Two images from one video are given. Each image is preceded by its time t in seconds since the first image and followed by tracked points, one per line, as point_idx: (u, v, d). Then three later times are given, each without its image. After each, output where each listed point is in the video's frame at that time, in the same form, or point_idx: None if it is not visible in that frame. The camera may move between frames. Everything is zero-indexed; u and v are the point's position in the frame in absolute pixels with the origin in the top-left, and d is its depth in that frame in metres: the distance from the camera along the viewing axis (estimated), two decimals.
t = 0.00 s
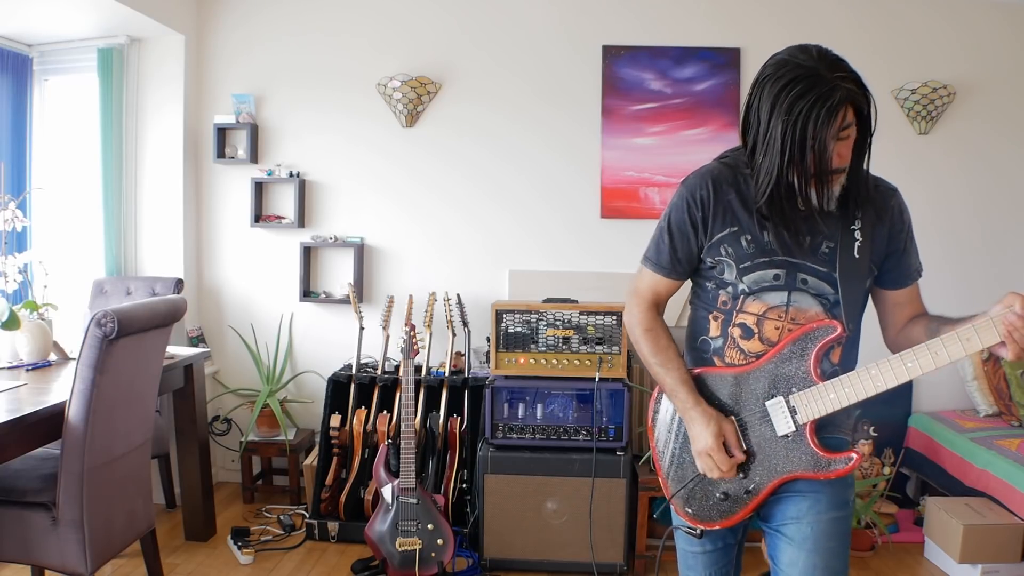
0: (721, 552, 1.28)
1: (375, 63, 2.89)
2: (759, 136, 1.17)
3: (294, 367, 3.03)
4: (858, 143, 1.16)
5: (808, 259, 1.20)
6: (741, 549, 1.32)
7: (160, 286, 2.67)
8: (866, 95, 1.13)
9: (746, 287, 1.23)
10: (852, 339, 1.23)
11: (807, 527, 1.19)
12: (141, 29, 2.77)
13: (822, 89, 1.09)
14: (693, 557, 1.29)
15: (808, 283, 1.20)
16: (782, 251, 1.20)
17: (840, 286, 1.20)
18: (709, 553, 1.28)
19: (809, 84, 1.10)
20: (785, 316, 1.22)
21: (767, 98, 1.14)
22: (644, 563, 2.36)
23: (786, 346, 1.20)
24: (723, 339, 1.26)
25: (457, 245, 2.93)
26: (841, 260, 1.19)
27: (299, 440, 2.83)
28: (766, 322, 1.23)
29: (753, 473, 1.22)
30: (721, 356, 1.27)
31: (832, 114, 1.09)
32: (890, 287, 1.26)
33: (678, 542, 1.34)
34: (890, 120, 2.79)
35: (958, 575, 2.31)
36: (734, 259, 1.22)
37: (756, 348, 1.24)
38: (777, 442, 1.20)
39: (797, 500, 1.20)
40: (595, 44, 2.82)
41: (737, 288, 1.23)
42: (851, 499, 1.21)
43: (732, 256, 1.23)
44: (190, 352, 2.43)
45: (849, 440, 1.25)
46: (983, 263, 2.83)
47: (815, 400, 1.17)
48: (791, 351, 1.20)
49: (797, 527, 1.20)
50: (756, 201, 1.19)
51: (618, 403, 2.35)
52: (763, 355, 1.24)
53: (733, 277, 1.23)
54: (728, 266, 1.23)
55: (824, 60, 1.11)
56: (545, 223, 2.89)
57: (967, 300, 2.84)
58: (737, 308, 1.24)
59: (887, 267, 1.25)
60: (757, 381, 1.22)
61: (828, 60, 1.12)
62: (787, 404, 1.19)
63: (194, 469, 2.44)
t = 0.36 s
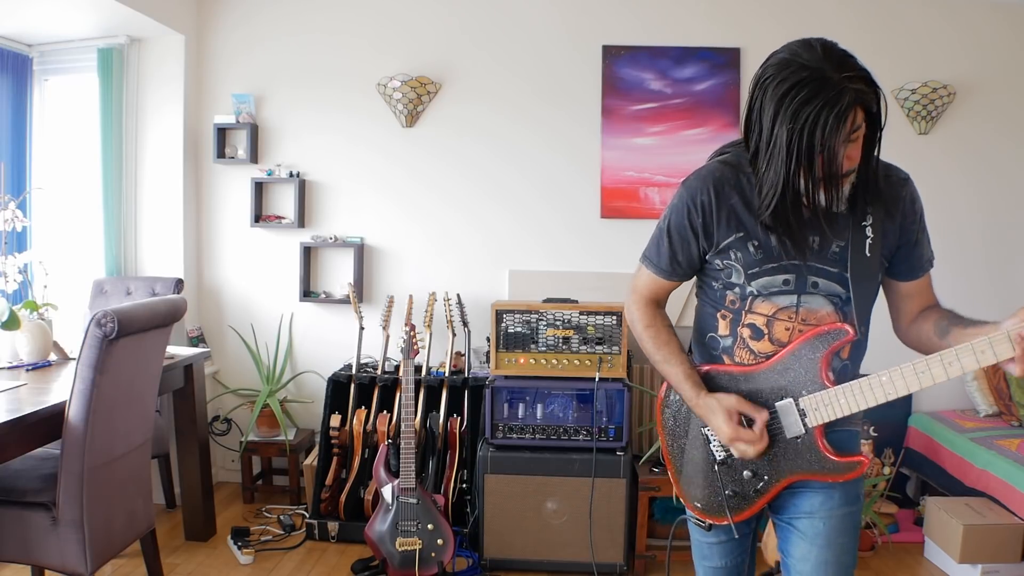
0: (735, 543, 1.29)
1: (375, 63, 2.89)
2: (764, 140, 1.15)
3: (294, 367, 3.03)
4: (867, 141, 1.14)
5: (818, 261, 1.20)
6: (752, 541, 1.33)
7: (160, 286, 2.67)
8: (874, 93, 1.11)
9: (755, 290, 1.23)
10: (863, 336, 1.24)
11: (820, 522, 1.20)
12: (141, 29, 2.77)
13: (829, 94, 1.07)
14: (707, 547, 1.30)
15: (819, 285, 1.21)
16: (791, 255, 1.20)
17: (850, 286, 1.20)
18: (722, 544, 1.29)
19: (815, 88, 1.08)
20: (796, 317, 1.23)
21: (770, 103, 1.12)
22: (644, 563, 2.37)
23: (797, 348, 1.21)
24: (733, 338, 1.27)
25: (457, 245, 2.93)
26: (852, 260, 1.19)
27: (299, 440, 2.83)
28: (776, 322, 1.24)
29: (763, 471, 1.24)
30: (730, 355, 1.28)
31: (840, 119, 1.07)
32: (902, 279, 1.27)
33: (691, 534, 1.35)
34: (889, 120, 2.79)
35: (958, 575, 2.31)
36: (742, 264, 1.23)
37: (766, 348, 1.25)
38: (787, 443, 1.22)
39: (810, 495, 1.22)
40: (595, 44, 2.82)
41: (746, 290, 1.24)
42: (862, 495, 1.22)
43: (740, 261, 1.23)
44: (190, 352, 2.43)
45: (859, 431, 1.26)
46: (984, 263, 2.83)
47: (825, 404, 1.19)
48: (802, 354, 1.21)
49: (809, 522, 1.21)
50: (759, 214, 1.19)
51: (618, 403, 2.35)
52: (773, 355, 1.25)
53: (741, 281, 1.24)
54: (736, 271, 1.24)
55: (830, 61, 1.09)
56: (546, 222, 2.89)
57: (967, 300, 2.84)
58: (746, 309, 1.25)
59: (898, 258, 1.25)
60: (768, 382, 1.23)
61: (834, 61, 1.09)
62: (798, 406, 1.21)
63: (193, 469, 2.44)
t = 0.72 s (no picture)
0: (736, 539, 1.30)
1: (375, 63, 2.89)
2: (757, 144, 1.15)
3: (294, 367, 3.03)
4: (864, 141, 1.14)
5: (818, 262, 1.20)
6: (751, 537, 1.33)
7: (160, 286, 2.67)
8: (870, 94, 1.10)
9: (754, 290, 1.23)
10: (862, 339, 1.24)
11: (817, 521, 1.20)
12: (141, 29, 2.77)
13: (822, 98, 1.06)
14: (708, 544, 1.30)
15: (819, 286, 1.21)
16: (790, 256, 1.20)
17: (850, 287, 1.20)
18: (723, 541, 1.29)
19: (807, 92, 1.07)
20: (794, 319, 1.23)
21: (764, 107, 1.12)
22: (644, 563, 2.36)
23: (795, 350, 1.21)
24: (732, 339, 1.28)
25: (457, 245, 2.93)
26: (853, 260, 1.19)
27: (299, 440, 2.83)
28: (775, 324, 1.24)
29: (760, 472, 1.24)
30: (729, 355, 1.29)
31: (834, 122, 1.06)
32: (898, 282, 1.28)
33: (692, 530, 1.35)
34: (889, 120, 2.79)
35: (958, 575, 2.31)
36: (741, 264, 1.23)
37: (764, 349, 1.25)
38: (785, 444, 1.22)
39: (808, 494, 1.22)
40: (595, 44, 2.82)
41: (745, 291, 1.24)
42: (860, 494, 1.23)
43: (739, 261, 1.23)
44: (190, 352, 2.43)
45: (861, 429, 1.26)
46: (984, 263, 2.83)
47: (822, 407, 1.20)
48: (801, 355, 1.21)
49: (806, 521, 1.22)
50: (752, 218, 1.19)
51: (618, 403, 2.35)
52: (772, 357, 1.25)
53: (741, 281, 1.24)
54: (735, 270, 1.24)
55: (823, 64, 1.08)
56: (546, 222, 2.90)
57: (967, 300, 2.84)
58: (745, 309, 1.25)
59: (897, 263, 1.26)
60: (766, 384, 1.24)
61: (827, 64, 1.08)
62: (795, 408, 1.21)
63: (193, 469, 2.44)
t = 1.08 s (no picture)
0: (731, 539, 1.29)
1: (375, 63, 2.89)
2: (751, 141, 1.16)
3: (294, 367, 3.03)
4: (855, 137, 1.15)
5: (811, 259, 1.20)
6: (747, 537, 1.33)
7: (160, 286, 2.67)
8: (859, 89, 1.12)
9: (747, 287, 1.23)
10: (854, 336, 1.24)
11: (812, 518, 1.20)
12: (141, 29, 2.77)
13: (813, 92, 1.08)
14: (703, 544, 1.30)
15: (811, 283, 1.21)
16: (783, 253, 1.19)
17: (842, 284, 1.20)
18: (719, 540, 1.29)
19: (799, 87, 1.09)
20: (786, 315, 1.22)
21: (756, 104, 1.14)
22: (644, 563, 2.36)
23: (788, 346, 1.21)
24: (725, 336, 1.27)
25: (458, 245, 2.93)
26: (844, 258, 1.20)
27: (299, 440, 2.83)
28: (767, 321, 1.24)
29: (754, 469, 1.24)
30: (722, 353, 1.28)
31: (826, 115, 1.08)
32: (888, 280, 1.28)
33: (687, 530, 1.35)
34: (890, 120, 2.79)
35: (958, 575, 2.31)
36: (735, 261, 1.23)
37: (757, 346, 1.25)
38: (778, 440, 1.22)
39: (803, 492, 1.22)
40: (596, 44, 2.82)
41: (739, 288, 1.24)
42: (854, 491, 1.23)
43: (732, 258, 1.23)
44: (190, 352, 2.43)
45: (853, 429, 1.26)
46: (984, 263, 2.83)
47: (816, 401, 1.19)
48: (793, 352, 1.21)
49: (801, 518, 1.22)
50: (747, 214, 1.19)
51: (618, 403, 2.35)
52: (764, 354, 1.24)
53: (734, 278, 1.24)
54: (729, 268, 1.24)
55: (813, 60, 1.10)
56: (545, 222, 2.89)
57: (967, 301, 2.84)
58: (737, 306, 1.25)
59: (887, 261, 1.26)
60: (758, 381, 1.23)
61: (816, 61, 1.11)
62: (788, 404, 1.21)
63: (194, 469, 2.44)
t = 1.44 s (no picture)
0: (725, 537, 1.29)
1: (375, 63, 2.89)
2: (732, 140, 1.19)
3: (294, 367, 3.03)
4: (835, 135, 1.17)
5: (799, 257, 1.21)
6: (741, 536, 1.33)
7: (160, 286, 2.67)
8: (837, 88, 1.13)
9: (738, 285, 1.24)
10: (843, 332, 1.25)
11: (806, 514, 1.20)
12: (141, 29, 2.77)
13: (790, 91, 1.11)
14: (696, 544, 1.30)
15: (800, 280, 1.22)
16: (770, 251, 1.21)
17: (830, 281, 1.21)
18: (712, 539, 1.29)
19: (776, 86, 1.12)
20: (777, 312, 1.24)
21: (736, 104, 1.16)
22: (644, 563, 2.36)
23: (779, 343, 1.22)
24: (717, 334, 1.28)
25: (457, 245, 2.93)
26: (831, 255, 1.21)
27: (299, 440, 2.83)
28: (759, 318, 1.25)
29: (748, 465, 1.24)
30: (714, 351, 1.29)
31: (802, 113, 1.10)
32: (876, 278, 1.29)
33: (680, 530, 1.35)
34: (890, 121, 2.79)
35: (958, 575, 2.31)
36: (724, 261, 1.24)
37: (748, 343, 1.25)
38: (771, 436, 1.22)
39: (796, 488, 1.22)
40: (596, 44, 2.82)
41: (730, 287, 1.25)
42: (847, 487, 1.23)
43: (722, 258, 1.25)
44: (190, 352, 2.43)
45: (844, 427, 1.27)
46: (984, 263, 2.83)
47: (808, 396, 1.20)
48: (784, 349, 1.21)
49: (795, 514, 1.21)
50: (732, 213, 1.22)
51: (618, 403, 2.35)
52: (755, 351, 1.25)
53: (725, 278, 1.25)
54: (719, 268, 1.25)
55: (791, 61, 1.13)
56: (545, 222, 2.90)
57: (967, 300, 2.84)
58: (729, 305, 1.26)
59: (873, 258, 1.27)
60: (749, 379, 1.24)
61: (794, 61, 1.13)
62: (780, 399, 1.22)
63: (194, 469, 2.44)
